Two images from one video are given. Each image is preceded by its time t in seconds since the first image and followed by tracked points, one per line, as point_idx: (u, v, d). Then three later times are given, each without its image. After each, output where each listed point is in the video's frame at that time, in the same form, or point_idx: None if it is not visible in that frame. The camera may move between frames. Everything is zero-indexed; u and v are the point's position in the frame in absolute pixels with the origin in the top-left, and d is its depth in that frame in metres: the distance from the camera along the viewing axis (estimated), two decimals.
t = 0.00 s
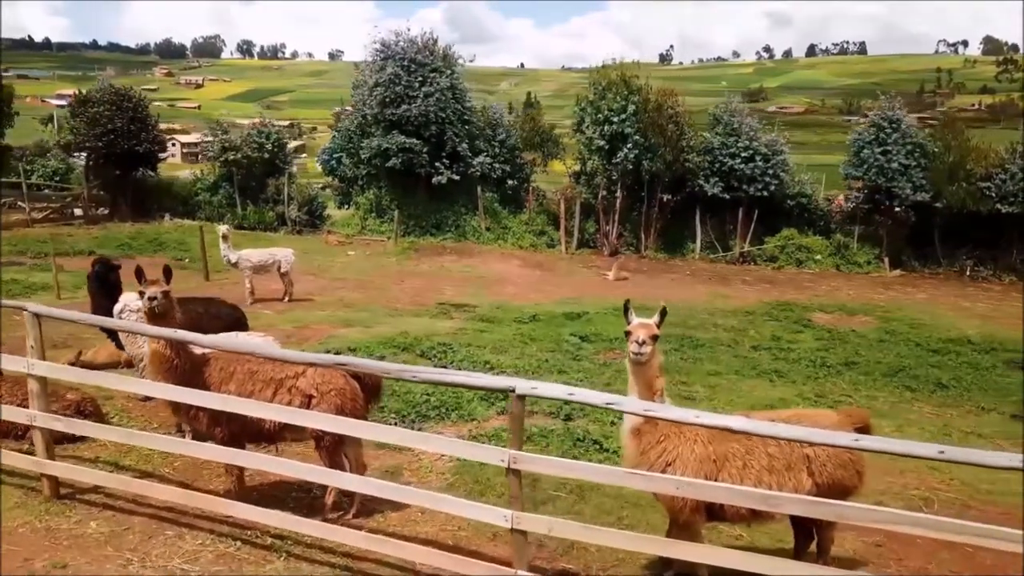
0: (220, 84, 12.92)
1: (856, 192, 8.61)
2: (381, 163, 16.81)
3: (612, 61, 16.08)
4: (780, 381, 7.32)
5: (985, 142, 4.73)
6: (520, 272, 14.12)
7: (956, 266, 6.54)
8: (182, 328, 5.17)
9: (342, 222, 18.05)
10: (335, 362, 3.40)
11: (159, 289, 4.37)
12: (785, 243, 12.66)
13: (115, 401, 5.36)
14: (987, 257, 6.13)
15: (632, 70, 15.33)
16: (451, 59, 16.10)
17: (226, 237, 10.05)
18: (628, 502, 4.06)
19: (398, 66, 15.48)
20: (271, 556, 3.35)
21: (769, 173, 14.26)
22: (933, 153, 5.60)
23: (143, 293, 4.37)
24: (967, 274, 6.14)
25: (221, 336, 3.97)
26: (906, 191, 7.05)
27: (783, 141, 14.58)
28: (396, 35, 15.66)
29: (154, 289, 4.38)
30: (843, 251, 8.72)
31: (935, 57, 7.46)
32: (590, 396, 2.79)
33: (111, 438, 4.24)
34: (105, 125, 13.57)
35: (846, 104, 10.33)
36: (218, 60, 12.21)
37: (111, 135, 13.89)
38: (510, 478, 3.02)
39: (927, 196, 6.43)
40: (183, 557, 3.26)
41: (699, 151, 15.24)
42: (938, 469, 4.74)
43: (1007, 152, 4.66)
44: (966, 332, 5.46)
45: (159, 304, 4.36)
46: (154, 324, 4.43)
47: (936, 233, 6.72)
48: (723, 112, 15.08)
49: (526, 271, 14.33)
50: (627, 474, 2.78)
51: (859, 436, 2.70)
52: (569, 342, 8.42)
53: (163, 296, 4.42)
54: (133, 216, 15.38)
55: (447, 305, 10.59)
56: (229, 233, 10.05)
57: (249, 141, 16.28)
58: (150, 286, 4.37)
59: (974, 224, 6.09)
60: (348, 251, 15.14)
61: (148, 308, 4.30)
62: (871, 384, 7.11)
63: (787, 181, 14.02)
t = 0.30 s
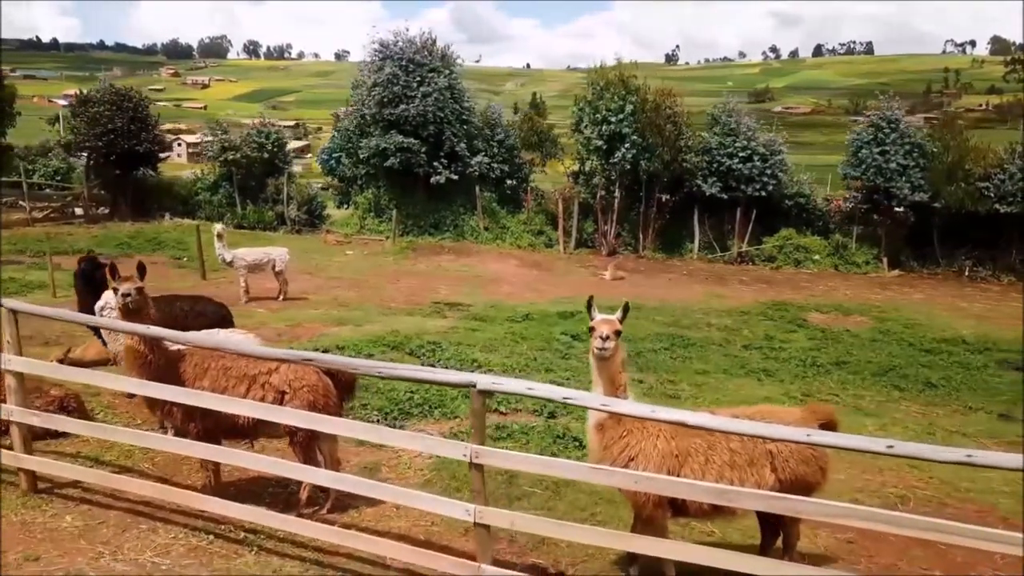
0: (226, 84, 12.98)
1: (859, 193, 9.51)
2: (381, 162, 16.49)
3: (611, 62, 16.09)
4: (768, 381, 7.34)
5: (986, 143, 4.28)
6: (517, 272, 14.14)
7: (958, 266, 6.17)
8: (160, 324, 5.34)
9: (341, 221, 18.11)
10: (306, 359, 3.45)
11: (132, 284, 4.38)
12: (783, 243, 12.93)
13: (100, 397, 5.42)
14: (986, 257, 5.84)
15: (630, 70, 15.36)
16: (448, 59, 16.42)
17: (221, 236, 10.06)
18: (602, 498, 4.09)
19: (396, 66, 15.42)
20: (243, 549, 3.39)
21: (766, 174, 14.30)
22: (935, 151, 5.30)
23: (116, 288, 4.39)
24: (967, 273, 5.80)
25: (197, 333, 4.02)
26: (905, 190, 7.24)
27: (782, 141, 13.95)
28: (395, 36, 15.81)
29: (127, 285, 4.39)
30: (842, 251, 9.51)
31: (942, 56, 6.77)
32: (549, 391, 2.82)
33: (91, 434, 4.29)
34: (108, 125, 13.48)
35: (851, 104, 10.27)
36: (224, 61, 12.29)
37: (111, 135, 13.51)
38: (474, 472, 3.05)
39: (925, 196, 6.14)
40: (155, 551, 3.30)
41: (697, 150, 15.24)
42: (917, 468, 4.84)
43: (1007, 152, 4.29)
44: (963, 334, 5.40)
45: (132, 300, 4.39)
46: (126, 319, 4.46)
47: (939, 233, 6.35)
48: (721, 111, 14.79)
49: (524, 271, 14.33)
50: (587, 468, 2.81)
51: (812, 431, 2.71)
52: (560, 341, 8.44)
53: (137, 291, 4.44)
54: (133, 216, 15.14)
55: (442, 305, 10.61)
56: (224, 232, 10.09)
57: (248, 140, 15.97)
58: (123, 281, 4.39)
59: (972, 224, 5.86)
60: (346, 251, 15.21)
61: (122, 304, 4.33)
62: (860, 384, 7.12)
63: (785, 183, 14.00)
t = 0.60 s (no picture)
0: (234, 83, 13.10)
1: (856, 190, 8.08)
2: (381, 162, 16.70)
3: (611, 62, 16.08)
4: (755, 380, 7.38)
5: (986, 142, 4.39)
6: (514, 271, 14.18)
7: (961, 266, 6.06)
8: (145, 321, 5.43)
9: (342, 221, 18.16)
10: (278, 354, 3.55)
11: (107, 280, 4.51)
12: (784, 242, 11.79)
13: (89, 393, 5.51)
14: (985, 257, 5.70)
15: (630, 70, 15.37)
16: (448, 60, 16.52)
17: (218, 235, 10.14)
18: (575, 494, 4.13)
19: (395, 66, 15.90)
20: (215, 541, 3.44)
21: (764, 173, 13.60)
22: (935, 152, 5.36)
23: (93, 284, 4.52)
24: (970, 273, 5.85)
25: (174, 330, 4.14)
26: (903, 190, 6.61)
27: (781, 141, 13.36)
28: (395, 36, 16.14)
29: (104, 281, 4.53)
30: (841, 251, 8.45)
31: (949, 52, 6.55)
32: (505, 384, 2.91)
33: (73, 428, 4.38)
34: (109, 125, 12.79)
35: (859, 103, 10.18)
36: (233, 61, 12.58)
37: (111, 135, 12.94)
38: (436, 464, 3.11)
39: (924, 195, 6.13)
40: (128, 541, 3.36)
41: (697, 150, 14.95)
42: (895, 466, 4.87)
43: (1006, 152, 4.38)
44: (958, 334, 5.38)
45: (108, 296, 4.52)
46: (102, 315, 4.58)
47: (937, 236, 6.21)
48: (720, 110, 14.37)
49: (522, 270, 14.38)
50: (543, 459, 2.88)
51: (759, 423, 2.74)
52: (551, 340, 8.47)
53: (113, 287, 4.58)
54: (137, 214, 14.94)
55: (437, 303, 10.65)
56: (220, 230, 10.17)
57: (249, 139, 16.89)
58: (100, 277, 4.51)
59: (971, 223, 5.73)
60: (346, 250, 15.26)
61: (97, 299, 4.45)
62: (848, 383, 7.14)
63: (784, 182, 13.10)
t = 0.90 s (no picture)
0: (247, 84, 13.24)
1: (856, 189, 8.17)
2: (382, 161, 16.84)
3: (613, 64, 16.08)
4: (745, 378, 7.42)
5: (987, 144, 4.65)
6: (515, 270, 14.25)
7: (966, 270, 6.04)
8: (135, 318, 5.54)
9: (345, 220, 18.29)
10: (255, 350, 3.72)
11: (87, 276, 4.68)
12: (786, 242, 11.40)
13: (81, 387, 5.61)
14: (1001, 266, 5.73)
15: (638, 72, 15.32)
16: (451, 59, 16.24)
17: (218, 233, 10.24)
18: (550, 488, 4.19)
19: (398, 66, 15.74)
20: (190, 531, 3.54)
21: (766, 172, 13.65)
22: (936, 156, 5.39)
23: (74, 280, 4.70)
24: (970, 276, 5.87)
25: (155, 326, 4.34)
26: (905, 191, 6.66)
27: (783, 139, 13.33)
28: (397, 36, 15.95)
29: (83, 276, 4.69)
30: (842, 252, 8.49)
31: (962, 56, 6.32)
32: (464, 378, 3.09)
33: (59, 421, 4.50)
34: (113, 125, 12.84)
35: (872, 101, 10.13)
36: (244, 61, 11.74)
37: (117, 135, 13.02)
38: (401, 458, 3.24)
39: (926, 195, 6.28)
40: (105, 532, 3.48)
41: (697, 150, 15.00)
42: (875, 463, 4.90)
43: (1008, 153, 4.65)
44: (958, 333, 5.26)
45: (87, 291, 4.70)
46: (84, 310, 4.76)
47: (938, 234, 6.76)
48: (721, 111, 14.48)
49: (522, 269, 14.45)
50: (504, 454, 3.04)
51: (708, 417, 2.90)
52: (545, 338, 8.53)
53: (93, 283, 4.75)
54: (142, 214, 14.74)
55: (435, 302, 10.72)
56: (220, 229, 10.27)
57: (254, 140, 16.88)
58: (80, 274, 4.68)
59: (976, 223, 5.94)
60: (347, 250, 15.35)
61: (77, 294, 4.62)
62: (838, 383, 7.15)
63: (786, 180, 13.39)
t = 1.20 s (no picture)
0: (263, 84, 13.40)
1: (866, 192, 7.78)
2: (389, 161, 16.61)
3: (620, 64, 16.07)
4: (740, 378, 7.44)
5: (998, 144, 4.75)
6: (521, 270, 14.30)
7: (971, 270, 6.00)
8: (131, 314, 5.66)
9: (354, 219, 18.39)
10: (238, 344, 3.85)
11: (75, 271, 4.83)
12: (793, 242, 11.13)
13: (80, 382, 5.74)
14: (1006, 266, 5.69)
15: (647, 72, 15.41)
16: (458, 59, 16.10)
17: (223, 231, 10.34)
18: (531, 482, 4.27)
19: (405, 66, 14.84)
20: (174, 522, 3.73)
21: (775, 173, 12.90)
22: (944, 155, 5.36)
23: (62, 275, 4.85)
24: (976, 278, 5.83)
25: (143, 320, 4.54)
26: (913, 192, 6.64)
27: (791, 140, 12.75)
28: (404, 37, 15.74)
29: (72, 272, 4.86)
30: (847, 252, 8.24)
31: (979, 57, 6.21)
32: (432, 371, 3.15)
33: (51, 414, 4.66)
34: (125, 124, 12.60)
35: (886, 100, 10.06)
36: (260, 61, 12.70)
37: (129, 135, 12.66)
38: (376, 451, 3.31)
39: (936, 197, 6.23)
40: (91, 521, 3.70)
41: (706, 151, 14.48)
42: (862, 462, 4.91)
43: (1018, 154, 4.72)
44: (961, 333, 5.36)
45: (76, 286, 4.85)
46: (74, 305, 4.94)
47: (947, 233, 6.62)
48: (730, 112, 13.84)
49: (528, 269, 14.51)
50: (473, 446, 3.10)
51: (668, 410, 2.93)
52: (544, 337, 8.57)
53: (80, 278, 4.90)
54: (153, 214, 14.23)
55: (437, 300, 10.77)
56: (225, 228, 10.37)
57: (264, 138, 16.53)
58: (68, 269, 4.83)
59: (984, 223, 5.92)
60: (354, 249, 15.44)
61: (65, 289, 4.78)
62: (834, 383, 7.16)
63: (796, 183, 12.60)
